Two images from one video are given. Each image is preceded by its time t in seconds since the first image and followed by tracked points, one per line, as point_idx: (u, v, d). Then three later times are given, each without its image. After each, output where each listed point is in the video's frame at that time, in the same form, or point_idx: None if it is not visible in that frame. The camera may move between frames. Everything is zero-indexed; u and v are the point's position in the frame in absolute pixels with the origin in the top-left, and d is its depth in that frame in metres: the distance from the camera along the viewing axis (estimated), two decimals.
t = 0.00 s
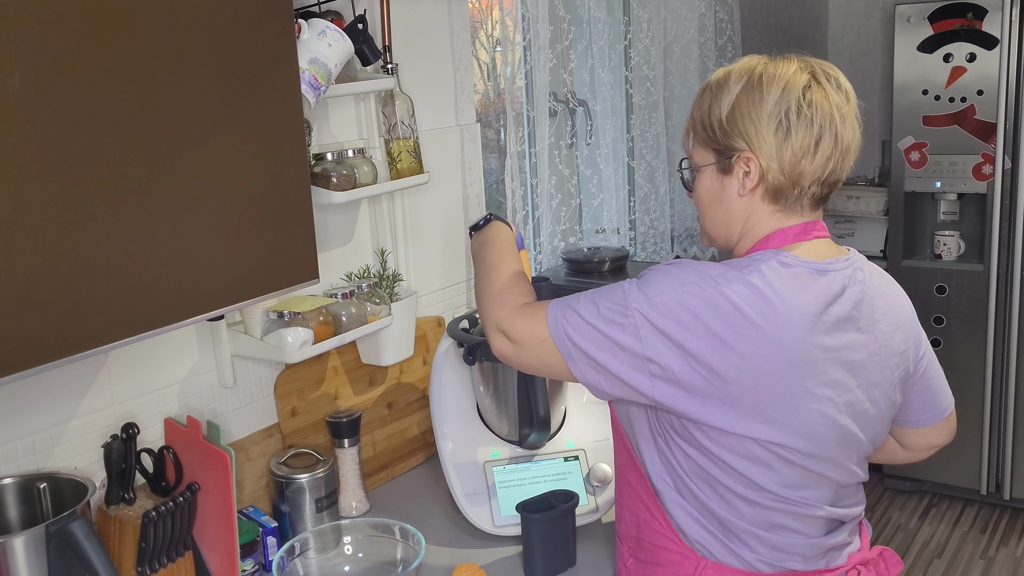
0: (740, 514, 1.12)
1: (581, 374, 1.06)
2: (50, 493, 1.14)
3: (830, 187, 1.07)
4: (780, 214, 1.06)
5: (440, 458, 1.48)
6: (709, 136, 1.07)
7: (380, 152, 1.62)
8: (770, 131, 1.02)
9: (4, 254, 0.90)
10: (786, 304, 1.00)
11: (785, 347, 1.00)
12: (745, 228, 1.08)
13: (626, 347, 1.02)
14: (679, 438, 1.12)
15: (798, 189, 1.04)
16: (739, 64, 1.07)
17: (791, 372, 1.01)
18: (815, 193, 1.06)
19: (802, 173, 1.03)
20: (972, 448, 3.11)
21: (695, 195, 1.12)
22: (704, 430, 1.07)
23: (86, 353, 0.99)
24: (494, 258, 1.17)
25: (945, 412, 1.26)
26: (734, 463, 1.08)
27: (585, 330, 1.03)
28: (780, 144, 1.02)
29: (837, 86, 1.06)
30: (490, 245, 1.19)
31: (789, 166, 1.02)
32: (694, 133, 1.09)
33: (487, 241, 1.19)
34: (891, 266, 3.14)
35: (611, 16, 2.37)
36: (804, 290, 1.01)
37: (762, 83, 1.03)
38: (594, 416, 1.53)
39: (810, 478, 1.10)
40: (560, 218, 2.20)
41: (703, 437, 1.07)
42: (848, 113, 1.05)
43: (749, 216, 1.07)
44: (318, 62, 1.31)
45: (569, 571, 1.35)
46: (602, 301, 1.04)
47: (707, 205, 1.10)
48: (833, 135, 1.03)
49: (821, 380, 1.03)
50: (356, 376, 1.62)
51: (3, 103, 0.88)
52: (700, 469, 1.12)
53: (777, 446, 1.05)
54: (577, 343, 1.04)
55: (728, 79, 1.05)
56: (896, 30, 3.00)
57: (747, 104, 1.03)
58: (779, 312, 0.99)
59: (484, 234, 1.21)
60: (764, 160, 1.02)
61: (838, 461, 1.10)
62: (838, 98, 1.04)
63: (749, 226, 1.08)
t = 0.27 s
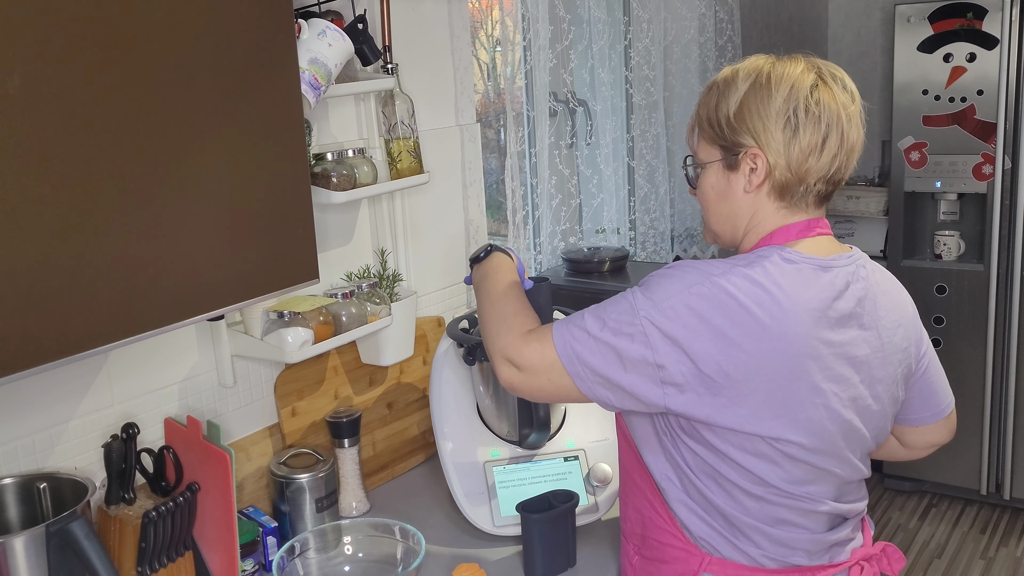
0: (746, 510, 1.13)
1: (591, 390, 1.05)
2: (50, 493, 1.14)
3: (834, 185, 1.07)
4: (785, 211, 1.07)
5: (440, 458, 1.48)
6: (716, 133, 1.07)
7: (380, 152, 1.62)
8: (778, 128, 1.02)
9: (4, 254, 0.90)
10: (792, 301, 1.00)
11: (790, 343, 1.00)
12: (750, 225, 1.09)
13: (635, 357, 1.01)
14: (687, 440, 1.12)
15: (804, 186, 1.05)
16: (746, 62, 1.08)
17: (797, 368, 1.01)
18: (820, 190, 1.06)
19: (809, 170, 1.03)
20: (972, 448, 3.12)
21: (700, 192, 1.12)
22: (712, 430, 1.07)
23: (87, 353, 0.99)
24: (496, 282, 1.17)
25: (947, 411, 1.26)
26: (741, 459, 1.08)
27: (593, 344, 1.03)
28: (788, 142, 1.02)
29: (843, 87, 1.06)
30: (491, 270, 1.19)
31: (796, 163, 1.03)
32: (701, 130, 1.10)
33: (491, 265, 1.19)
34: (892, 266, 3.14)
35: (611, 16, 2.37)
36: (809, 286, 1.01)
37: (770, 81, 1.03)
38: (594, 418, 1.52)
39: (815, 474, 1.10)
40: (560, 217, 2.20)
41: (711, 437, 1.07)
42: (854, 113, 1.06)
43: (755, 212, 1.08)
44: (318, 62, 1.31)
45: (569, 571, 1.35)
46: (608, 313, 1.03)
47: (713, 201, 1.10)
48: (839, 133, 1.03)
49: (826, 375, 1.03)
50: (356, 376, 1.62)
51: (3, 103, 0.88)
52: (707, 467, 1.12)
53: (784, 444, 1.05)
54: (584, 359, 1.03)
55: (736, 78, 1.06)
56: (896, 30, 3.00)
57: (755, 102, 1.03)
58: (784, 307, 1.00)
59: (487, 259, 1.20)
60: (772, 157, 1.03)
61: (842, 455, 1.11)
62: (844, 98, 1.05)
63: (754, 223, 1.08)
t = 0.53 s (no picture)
0: (749, 510, 1.13)
1: (593, 397, 1.04)
2: (50, 493, 1.14)
3: (838, 185, 1.07)
4: (789, 211, 1.07)
5: (440, 457, 1.48)
6: (721, 132, 1.07)
7: (380, 152, 1.62)
8: (785, 127, 1.02)
9: (4, 253, 0.90)
10: (795, 300, 1.00)
11: (793, 342, 1.00)
12: (753, 224, 1.09)
13: (638, 361, 1.01)
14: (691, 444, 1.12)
15: (808, 186, 1.05)
16: (752, 61, 1.07)
17: (799, 368, 1.01)
18: (824, 190, 1.06)
19: (814, 170, 1.03)
20: (972, 448, 3.11)
21: (704, 190, 1.12)
22: (715, 431, 1.07)
23: (86, 353, 0.99)
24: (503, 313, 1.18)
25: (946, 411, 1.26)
26: (744, 459, 1.08)
27: (595, 350, 1.02)
28: (794, 141, 1.02)
29: (849, 87, 1.06)
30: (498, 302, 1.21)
31: (802, 163, 1.03)
32: (706, 127, 1.09)
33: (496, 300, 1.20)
34: (892, 266, 3.14)
35: (611, 16, 2.37)
36: (812, 285, 1.02)
37: (777, 81, 1.03)
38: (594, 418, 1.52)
39: (818, 473, 1.10)
40: (560, 217, 2.20)
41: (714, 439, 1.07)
42: (859, 113, 1.06)
43: (760, 211, 1.08)
44: (318, 62, 1.31)
45: (569, 571, 1.35)
46: (610, 319, 1.03)
47: (717, 199, 1.10)
48: (845, 134, 1.04)
49: (829, 374, 1.03)
50: (356, 377, 1.62)
51: (2, 103, 0.88)
52: (709, 467, 1.12)
53: (787, 444, 1.05)
54: (587, 366, 1.03)
55: (742, 76, 1.05)
56: (896, 30, 3.00)
57: (762, 101, 1.03)
58: (787, 306, 1.00)
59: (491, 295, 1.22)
60: (778, 157, 1.03)
61: (844, 454, 1.11)
62: (850, 99, 1.05)
63: (758, 222, 1.08)
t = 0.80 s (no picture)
0: (752, 512, 1.13)
1: (595, 413, 1.05)
2: (50, 493, 1.14)
3: (826, 182, 1.06)
4: (780, 211, 1.07)
5: (440, 458, 1.48)
6: (707, 133, 1.07)
7: (380, 151, 1.62)
8: (767, 128, 1.01)
9: (5, 253, 0.90)
10: (793, 301, 1.00)
11: (793, 341, 1.00)
12: (746, 224, 1.09)
13: (636, 376, 1.01)
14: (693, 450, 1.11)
15: (794, 185, 1.04)
16: (737, 62, 1.07)
17: (800, 367, 1.01)
18: (812, 189, 1.06)
19: (798, 170, 1.03)
20: (972, 448, 3.12)
21: (696, 192, 1.12)
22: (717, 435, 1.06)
23: (87, 353, 0.99)
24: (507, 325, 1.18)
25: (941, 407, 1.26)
26: (746, 461, 1.08)
27: (593, 368, 1.03)
28: (776, 142, 1.01)
29: (834, 84, 1.05)
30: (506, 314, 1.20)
31: (785, 163, 1.02)
32: (694, 129, 1.10)
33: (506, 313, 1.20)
34: (892, 266, 3.14)
35: (611, 16, 2.37)
36: (809, 285, 1.02)
37: (759, 81, 1.02)
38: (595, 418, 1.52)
39: (819, 474, 1.10)
40: (560, 217, 2.20)
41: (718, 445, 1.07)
42: (845, 110, 1.04)
43: (751, 211, 1.08)
44: (318, 62, 1.31)
45: (569, 571, 1.35)
46: (607, 337, 1.04)
47: (708, 201, 1.11)
48: (829, 133, 1.02)
49: (829, 374, 1.03)
50: (357, 377, 1.62)
51: (2, 103, 0.88)
52: (711, 471, 1.12)
53: (789, 445, 1.05)
54: (586, 386, 1.03)
55: (726, 78, 1.05)
56: (896, 30, 2.99)
57: (744, 102, 1.02)
58: (784, 307, 1.00)
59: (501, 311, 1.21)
60: (760, 158, 1.02)
61: (844, 453, 1.11)
62: (835, 97, 1.03)
63: (751, 222, 1.08)
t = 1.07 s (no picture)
0: (760, 511, 1.13)
1: (606, 426, 1.03)
2: (50, 493, 1.14)
3: (805, 177, 1.06)
4: (765, 210, 1.07)
5: (440, 457, 1.48)
6: (683, 143, 1.09)
7: (380, 151, 1.62)
8: (732, 131, 1.03)
9: (5, 253, 0.90)
10: (794, 298, 1.01)
11: (797, 338, 1.00)
12: (736, 225, 1.10)
13: (643, 385, 1.00)
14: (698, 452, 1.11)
15: (770, 184, 1.05)
16: (706, 71, 1.09)
17: (806, 362, 1.01)
18: (791, 185, 1.06)
19: (770, 168, 1.03)
20: (972, 448, 3.12)
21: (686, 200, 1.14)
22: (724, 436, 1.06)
23: (87, 353, 0.99)
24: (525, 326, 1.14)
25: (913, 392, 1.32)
26: (753, 459, 1.08)
27: (599, 381, 1.02)
28: (742, 143, 1.03)
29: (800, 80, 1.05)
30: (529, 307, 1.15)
31: (755, 163, 1.03)
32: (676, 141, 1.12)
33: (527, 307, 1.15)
34: (891, 266, 3.14)
35: (611, 16, 2.37)
36: (808, 281, 1.02)
37: (721, 86, 1.04)
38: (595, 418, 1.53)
39: (823, 470, 1.11)
40: (560, 217, 2.20)
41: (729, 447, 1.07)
42: (812, 104, 1.04)
43: (737, 214, 1.09)
44: (318, 62, 1.31)
45: (569, 571, 1.35)
46: (609, 349, 1.03)
47: (696, 209, 1.12)
48: (794, 128, 1.02)
49: (831, 369, 1.04)
50: (357, 376, 1.62)
51: (3, 103, 0.88)
52: (718, 472, 1.11)
53: (795, 442, 1.05)
54: (594, 400, 1.03)
55: (694, 88, 1.08)
56: (896, 30, 2.99)
57: (709, 109, 1.05)
58: (785, 304, 1.00)
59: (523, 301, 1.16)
60: (730, 161, 1.04)
61: (846, 449, 1.12)
62: (798, 92, 1.03)
63: (740, 224, 1.09)
